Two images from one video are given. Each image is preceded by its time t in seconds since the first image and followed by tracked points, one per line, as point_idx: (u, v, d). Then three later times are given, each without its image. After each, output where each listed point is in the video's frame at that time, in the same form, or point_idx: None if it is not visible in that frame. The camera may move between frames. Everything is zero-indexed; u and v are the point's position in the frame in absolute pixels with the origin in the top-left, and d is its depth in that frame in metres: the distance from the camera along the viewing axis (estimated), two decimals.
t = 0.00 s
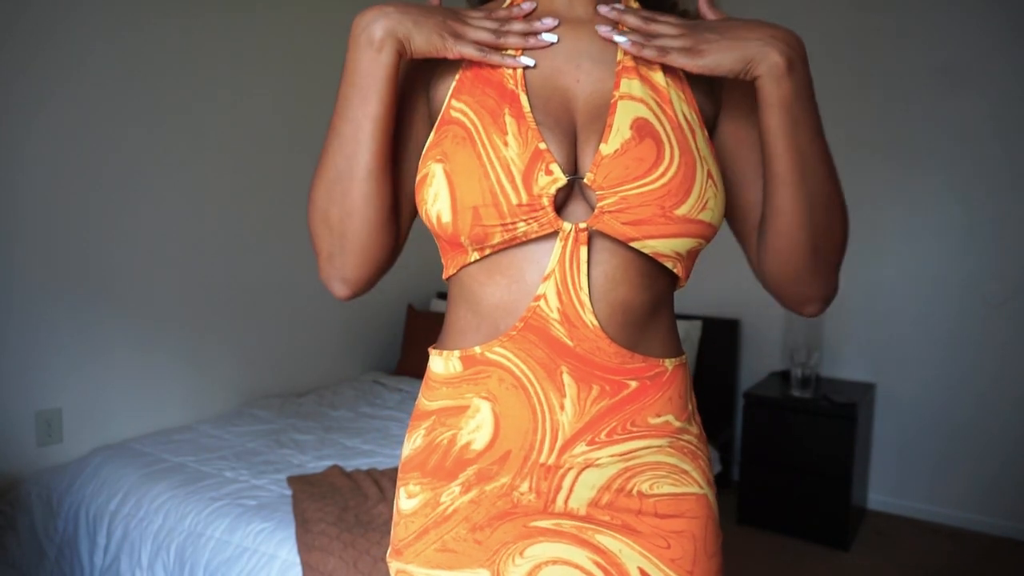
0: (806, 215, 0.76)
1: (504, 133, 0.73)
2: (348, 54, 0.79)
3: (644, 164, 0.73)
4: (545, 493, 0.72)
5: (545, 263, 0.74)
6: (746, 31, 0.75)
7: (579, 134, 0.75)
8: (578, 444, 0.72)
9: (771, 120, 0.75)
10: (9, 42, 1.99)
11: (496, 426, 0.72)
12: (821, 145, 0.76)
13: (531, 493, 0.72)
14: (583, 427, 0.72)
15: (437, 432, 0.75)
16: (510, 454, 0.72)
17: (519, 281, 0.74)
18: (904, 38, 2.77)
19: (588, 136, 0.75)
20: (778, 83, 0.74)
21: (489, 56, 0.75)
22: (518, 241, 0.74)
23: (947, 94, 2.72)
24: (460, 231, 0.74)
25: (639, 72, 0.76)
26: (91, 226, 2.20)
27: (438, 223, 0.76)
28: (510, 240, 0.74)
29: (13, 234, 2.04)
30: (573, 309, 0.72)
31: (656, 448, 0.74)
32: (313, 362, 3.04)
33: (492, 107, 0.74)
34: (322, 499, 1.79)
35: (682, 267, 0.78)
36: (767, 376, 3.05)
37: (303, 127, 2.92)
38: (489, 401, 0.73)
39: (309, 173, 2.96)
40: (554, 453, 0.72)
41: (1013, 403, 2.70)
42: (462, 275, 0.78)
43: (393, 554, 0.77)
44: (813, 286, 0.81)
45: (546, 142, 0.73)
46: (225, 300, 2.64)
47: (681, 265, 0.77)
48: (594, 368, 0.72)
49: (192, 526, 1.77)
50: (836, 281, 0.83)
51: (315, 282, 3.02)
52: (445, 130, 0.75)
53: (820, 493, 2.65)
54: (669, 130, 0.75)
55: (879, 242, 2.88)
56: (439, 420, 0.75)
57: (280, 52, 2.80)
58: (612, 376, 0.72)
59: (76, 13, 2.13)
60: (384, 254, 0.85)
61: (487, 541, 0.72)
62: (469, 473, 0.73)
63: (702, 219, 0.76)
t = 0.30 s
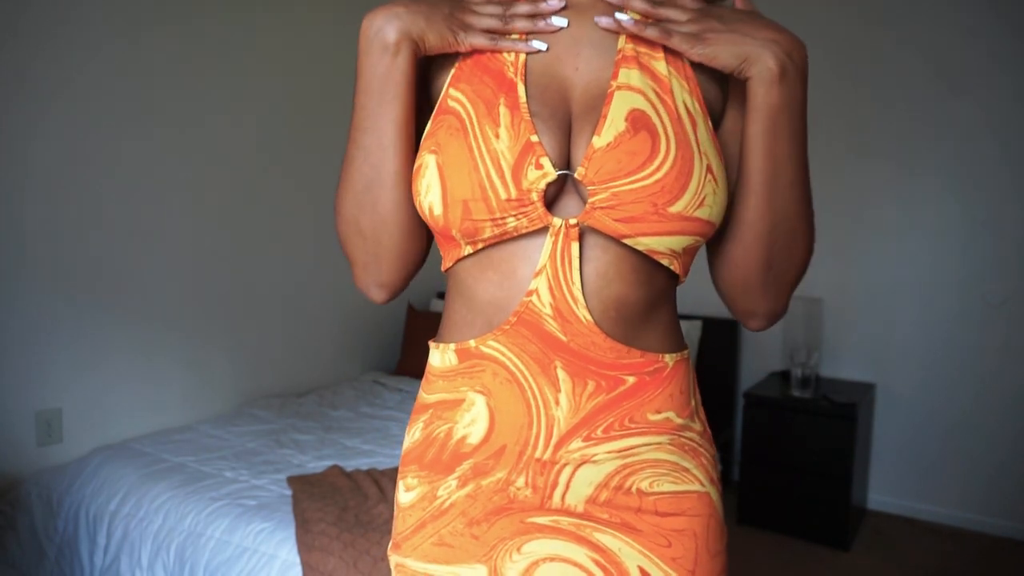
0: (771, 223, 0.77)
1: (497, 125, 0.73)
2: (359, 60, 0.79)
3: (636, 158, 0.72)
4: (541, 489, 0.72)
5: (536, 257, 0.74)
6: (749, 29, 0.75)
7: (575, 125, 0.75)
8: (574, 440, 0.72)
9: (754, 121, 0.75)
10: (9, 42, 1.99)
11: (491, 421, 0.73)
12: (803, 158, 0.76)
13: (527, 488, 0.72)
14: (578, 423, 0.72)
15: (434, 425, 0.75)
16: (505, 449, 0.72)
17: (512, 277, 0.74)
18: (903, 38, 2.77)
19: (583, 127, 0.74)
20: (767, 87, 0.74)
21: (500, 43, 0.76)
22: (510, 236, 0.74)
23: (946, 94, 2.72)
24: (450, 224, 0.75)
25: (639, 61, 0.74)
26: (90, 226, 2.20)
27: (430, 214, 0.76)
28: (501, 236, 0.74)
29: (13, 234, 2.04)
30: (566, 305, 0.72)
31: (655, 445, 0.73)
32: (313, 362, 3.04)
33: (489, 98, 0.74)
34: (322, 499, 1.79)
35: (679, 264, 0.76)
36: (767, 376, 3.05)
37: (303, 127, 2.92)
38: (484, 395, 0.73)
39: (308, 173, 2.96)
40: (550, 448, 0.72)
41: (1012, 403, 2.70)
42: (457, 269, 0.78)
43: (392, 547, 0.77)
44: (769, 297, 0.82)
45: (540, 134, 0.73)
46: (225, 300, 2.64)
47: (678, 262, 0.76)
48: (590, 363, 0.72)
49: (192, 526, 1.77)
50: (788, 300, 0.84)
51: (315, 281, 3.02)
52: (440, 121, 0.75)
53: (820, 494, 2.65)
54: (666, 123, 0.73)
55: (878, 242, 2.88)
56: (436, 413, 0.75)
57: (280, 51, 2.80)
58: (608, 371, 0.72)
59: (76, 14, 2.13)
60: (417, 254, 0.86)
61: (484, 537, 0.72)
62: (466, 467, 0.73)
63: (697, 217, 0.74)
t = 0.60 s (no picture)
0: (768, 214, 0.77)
1: (490, 125, 0.73)
2: (358, 68, 0.79)
3: (631, 154, 0.72)
4: (532, 491, 0.72)
5: (529, 258, 0.74)
6: (744, 23, 0.74)
7: (570, 123, 0.75)
8: (564, 443, 0.72)
9: (750, 116, 0.74)
10: (9, 42, 1.99)
11: (482, 423, 0.73)
12: (800, 151, 0.76)
13: (518, 490, 0.72)
14: (568, 425, 0.72)
15: (428, 424, 0.76)
16: (496, 450, 0.73)
17: (505, 278, 0.74)
18: (903, 38, 2.77)
19: (578, 125, 0.74)
20: (762, 82, 0.73)
21: (497, 49, 0.76)
22: (505, 236, 0.74)
23: (946, 95, 2.72)
24: (445, 225, 0.75)
25: (635, 54, 0.74)
26: (90, 226, 2.20)
27: (425, 216, 0.76)
28: (496, 236, 0.74)
29: (13, 234, 2.04)
30: (557, 306, 0.72)
31: (648, 449, 0.73)
32: (313, 362, 3.04)
33: (484, 99, 0.75)
34: (322, 499, 1.79)
35: (680, 261, 0.76)
36: (767, 376, 3.05)
37: (302, 127, 2.92)
38: (476, 396, 0.73)
39: (308, 173, 2.96)
40: (540, 450, 0.72)
41: (1012, 403, 2.71)
42: (454, 270, 0.79)
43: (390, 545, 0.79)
44: (768, 286, 0.82)
45: (533, 133, 0.73)
46: (225, 299, 2.64)
47: (679, 260, 0.76)
48: (580, 365, 0.72)
49: (192, 526, 1.77)
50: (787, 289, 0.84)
51: (315, 281, 3.02)
52: (436, 120, 0.76)
53: (820, 494, 2.65)
54: (661, 116, 0.73)
55: (878, 242, 2.88)
56: (430, 412, 0.76)
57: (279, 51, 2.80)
58: (599, 374, 0.72)
59: (76, 13, 2.13)
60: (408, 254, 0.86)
61: (476, 537, 0.72)
62: (458, 467, 0.74)
63: (695, 211, 0.73)
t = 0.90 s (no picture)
0: (775, 215, 0.77)
1: (479, 127, 0.74)
2: (353, 65, 0.79)
3: (618, 155, 0.72)
4: (522, 489, 0.71)
5: (518, 258, 0.74)
6: (734, 25, 0.74)
7: (560, 123, 0.75)
8: (554, 441, 0.71)
9: (747, 119, 0.74)
10: (9, 42, 1.99)
11: (474, 420, 0.73)
12: (802, 151, 0.76)
13: (508, 488, 0.72)
14: (558, 424, 0.71)
15: (421, 422, 0.76)
16: (486, 448, 0.73)
17: (495, 277, 0.74)
18: (904, 37, 2.76)
19: (567, 126, 0.74)
20: (758, 82, 0.73)
21: (490, 52, 0.76)
22: (494, 237, 0.74)
23: (946, 95, 2.72)
24: (436, 225, 0.76)
25: (627, 55, 0.74)
26: (90, 226, 2.20)
27: (417, 216, 0.77)
28: (486, 236, 0.74)
29: (14, 234, 2.04)
30: (546, 305, 0.72)
31: (641, 449, 0.72)
32: (312, 362, 3.03)
33: (475, 102, 0.75)
34: (322, 499, 1.79)
35: (670, 262, 0.76)
36: (767, 376, 3.05)
37: (302, 127, 2.92)
38: (467, 393, 0.74)
39: (308, 173, 2.96)
40: (530, 448, 0.72)
41: (1012, 403, 2.70)
42: (447, 270, 0.79)
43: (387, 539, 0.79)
44: (779, 284, 0.82)
45: (521, 135, 0.73)
46: (225, 299, 2.64)
47: (669, 261, 0.75)
48: (569, 363, 0.72)
49: (192, 526, 1.77)
50: (798, 284, 0.84)
51: (314, 281, 3.02)
52: (428, 121, 0.77)
53: (820, 494, 2.65)
54: (650, 117, 0.73)
55: (877, 242, 2.88)
56: (423, 410, 0.77)
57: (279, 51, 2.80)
58: (589, 373, 0.72)
59: (76, 14, 2.13)
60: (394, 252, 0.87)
61: (468, 534, 0.72)
62: (450, 464, 0.74)
63: (681, 212, 0.73)
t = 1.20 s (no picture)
0: (750, 234, 0.77)
1: (476, 140, 0.74)
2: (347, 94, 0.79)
3: (615, 168, 0.72)
4: (521, 492, 0.72)
5: (518, 267, 0.74)
6: (728, 45, 0.74)
7: (556, 136, 0.75)
8: (551, 446, 0.72)
9: (733, 139, 0.74)
10: (10, 42, 1.99)
11: (473, 425, 0.73)
12: (782, 170, 0.76)
13: (507, 491, 0.72)
14: (555, 429, 0.72)
15: (421, 427, 0.76)
16: (485, 453, 0.73)
17: (494, 286, 0.74)
18: (904, 37, 2.76)
19: (565, 138, 0.74)
20: (747, 109, 0.73)
21: (485, 65, 0.76)
22: (493, 248, 0.75)
23: (945, 94, 2.72)
24: (436, 238, 0.76)
25: (622, 68, 0.74)
26: (90, 226, 2.20)
27: (417, 229, 0.77)
28: (485, 249, 0.75)
29: (14, 233, 2.04)
30: (544, 314, 0.72)
31: (635, 453, 0.72)
32: (312, 362, 3.03)
33: (472, 118, 0.75)
34: (322, 499, 1.79)
35: (665, 270, 0.76)
36: (767, 376, 3.05)
37: (302, 127, 2.92)
38: (466, 400, 0.74)
39: (308, 173, 2.96)
40: (528, 453, 0.72)
41: (1012, 402, 2.70)
42: (446, 280, 0.79)
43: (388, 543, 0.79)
44: (745, 299, 0.83)
45: (518, 148, 0.74)
46: (225, 299, 2.64)
47: (664, 269, 0.75)
48: (567, 371, 0.72)
49: (192, 526, 1.77)
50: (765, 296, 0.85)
51: (314, 282, 3.02)
52: (426, 135, 0.77)
53: (820, 494, 2.65)
54: (646, 130, 0.72)
55: (877, 242, 2.88)
56: (423, 415, 0.77)
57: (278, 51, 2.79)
58: (586, 380, 0.72)
59: (76, 14, 2.13)
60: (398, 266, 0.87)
61: (467, 536, 0.72)
62: (450, 468, 0.74)
63: (676, 223, 0.73)
